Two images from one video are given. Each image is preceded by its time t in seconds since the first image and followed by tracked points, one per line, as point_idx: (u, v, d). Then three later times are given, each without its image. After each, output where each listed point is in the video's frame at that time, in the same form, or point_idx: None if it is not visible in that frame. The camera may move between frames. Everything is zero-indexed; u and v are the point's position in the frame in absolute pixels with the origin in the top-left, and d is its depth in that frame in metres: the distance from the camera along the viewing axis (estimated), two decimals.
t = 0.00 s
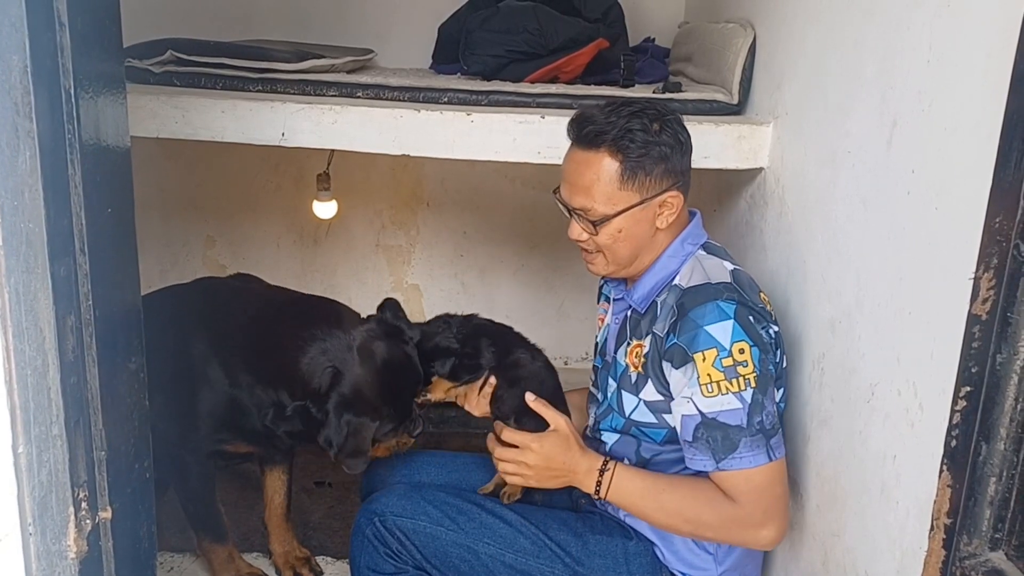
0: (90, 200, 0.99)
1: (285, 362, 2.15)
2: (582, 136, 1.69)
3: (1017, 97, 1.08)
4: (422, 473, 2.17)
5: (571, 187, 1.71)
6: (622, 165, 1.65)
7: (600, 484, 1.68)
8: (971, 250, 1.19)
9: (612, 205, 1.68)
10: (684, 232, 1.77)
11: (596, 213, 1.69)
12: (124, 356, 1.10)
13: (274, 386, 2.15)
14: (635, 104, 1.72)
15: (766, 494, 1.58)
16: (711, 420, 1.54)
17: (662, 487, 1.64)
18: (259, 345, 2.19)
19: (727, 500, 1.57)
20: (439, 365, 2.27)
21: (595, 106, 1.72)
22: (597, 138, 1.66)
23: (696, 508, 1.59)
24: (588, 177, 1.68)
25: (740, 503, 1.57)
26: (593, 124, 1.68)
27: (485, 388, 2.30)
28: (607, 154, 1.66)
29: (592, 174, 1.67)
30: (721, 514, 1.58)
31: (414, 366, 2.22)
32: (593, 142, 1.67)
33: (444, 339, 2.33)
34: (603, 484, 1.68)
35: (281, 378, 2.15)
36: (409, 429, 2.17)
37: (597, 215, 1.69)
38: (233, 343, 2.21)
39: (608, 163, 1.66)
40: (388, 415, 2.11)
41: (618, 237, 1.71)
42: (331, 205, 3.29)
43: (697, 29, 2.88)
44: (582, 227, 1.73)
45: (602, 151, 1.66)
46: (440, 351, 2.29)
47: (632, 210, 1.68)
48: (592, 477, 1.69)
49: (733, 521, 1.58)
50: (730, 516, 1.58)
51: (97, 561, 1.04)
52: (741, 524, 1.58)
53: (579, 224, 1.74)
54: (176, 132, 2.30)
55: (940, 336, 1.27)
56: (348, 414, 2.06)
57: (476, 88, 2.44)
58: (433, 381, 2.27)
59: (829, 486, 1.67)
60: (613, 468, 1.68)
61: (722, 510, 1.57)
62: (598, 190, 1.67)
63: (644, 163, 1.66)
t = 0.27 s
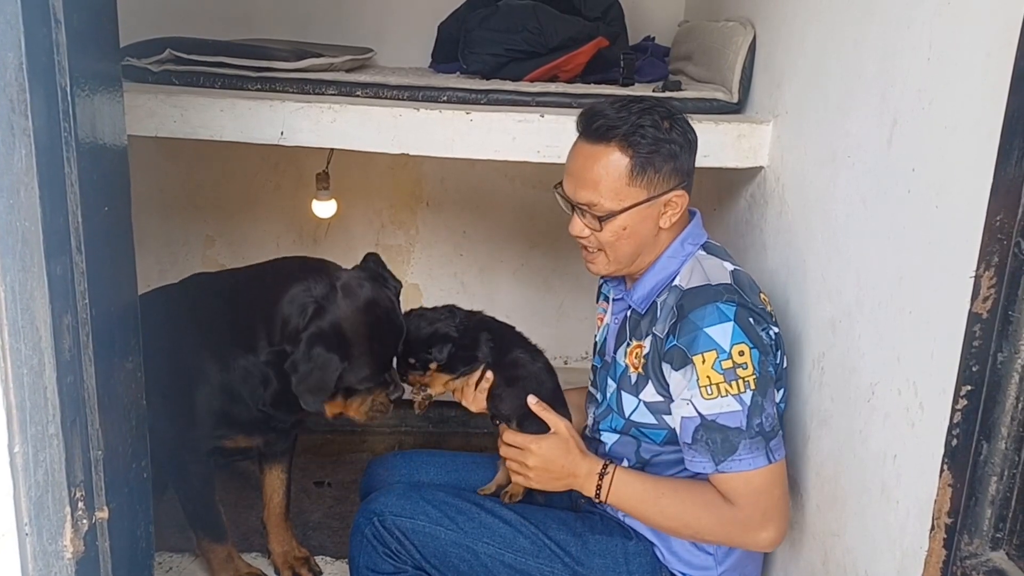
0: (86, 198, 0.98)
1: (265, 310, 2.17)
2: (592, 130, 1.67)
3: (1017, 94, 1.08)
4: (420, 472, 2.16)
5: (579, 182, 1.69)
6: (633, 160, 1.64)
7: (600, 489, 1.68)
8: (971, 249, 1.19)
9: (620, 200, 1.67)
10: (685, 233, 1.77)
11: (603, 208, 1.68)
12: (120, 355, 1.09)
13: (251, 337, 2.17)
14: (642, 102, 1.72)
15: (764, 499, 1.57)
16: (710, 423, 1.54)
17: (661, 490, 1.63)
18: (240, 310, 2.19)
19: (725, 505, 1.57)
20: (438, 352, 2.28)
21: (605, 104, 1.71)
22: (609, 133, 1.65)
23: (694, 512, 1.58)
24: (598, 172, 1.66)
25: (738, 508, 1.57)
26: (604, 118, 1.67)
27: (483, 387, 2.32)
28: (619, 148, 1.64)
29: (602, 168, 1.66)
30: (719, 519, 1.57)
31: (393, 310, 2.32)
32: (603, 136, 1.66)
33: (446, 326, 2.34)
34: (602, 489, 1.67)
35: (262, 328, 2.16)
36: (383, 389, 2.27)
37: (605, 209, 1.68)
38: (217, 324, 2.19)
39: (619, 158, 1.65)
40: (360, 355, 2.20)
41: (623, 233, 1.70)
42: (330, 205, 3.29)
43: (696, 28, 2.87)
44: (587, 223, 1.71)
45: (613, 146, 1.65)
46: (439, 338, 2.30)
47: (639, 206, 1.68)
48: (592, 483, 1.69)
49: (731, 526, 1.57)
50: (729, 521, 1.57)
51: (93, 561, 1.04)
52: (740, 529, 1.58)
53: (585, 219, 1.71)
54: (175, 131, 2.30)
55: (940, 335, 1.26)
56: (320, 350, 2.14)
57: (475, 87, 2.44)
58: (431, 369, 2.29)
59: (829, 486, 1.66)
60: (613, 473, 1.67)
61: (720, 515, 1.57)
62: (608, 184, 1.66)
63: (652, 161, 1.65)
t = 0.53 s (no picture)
0: (84, 199, 0.98)
1: (267, 304, 2.18)
2: (618, 104, 1.72)
3: (1018, 94, 1.07)
4: (421, 472, 2.15)
5: (611, 152, 1.68)
6: (656, 122, 1.70)
7: (599, 497, 1.68)
8: (971, 250, 1.19)
9: (658, 162, 1.68)
10: (684, 234, 1.77)
11: (642, 171, 1.67)
12: (119, 356, 1.09)
13: (255, 331, 2.18)
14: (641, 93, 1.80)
15: (765, 504, 1.57)
16: (717, 426, 1.53)
17: (663, 494, 1.63)
18: (239, 307, 2.20)
19: (726, 509, 1.57)
20: (434, 359, 2.33)
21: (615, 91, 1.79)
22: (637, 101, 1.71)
23: (695, 517, 1.58)
24: (636, 136, 1.67)
25: (739, 512, 1.56)
26: (626, 95, 1.73)
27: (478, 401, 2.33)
28: (640, 113, 1.70)
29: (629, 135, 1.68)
30: (720, 523, 1.57)
31: (394, 290, 2.36)
32: (634, 105, 1.71)
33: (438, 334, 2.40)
34: (601, 498, 1.68)
35: (264, 322, 2.18)
36: (401, 367, 2.34)
37: (644, 173, 1.67)
38: (214, 323, 2.19)
39: (653, 123, 1.69)
40: (368, 335, 2.21)
41: (659, 200, 1.69)
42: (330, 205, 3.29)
43: (696, 29, 2.87)
44: (621, 193, 1.68)
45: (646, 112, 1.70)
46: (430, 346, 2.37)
47: (673, 171, 1.70)
48: (591, 490, 1.70)
49: (732, 530, 1.57)
50: (730, 526, 1.57)
51: (92, 562, 1.03)
52: (741, 534, 1.57)
53: (617, 191, 1.68)
54: (174, 131, 2.30)
55: (939, 335, 1.26)
56: (337, 328, 2.12)
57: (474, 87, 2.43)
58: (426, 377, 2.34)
59: (829, 486, 1.66)
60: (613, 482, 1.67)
61: (721, 520, 1.57)
62: (648, 146, 1.67)
63: (677, 130, 1.72)
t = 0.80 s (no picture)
0: (84, 198, 0.98)
1: (286, 318, 2.20)
2: (622, 98, 1.73)
3: (1018, 94, 1.07)
4: (420, 472, 2.15)
5: (615, 142, 1.69)
6: (660, 114, 1.71)
7: (596, 496, 1.68)
8: (971, 250, 1.19)
9: (661, 153, 1.68)
10: (686, 235, 1.77)
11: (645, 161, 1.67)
12: (119, 356, 1.09)
13: (272, 344, 2.20)
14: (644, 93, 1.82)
15: (763, 507, 1.57)
16: (716, 430, 1.53)
17: (661, 497, 1.63)
18: (251, 318, 2.22)
19: (723, 513, 1.57)
20: (423, 367, 2.31)
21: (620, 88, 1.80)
22: (640, 95, 1.72)
23: (692, 520, 1.59)
24: (639, 127, 1.69)
25: (736, 517, 1.56)
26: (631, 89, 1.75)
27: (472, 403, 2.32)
28: (644, 105, 1.71)
29: (635, 124, 1.69)
30: (717, 527, 1.57)
31: (406, 306, 2.36)
32: (638, 98, 1.72)
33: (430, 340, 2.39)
34: (598, 497, 1.68)
35: (284, 338, 2.19)
36: (415, 384, 2.31)
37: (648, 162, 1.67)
38: (221, 329, 2.21)
39: (656, 115, 1.70)
40: (390, 351, 2.20)
41: (662, 191, 1.69)
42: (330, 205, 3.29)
43: (696, 28, 2.87)
44: (625, 182, 1.68)
45: (649, 106, 1.71)
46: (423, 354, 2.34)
47: (676, 164, 1.70)
48: (588, 490, 1.70)
49: (729, 534, 1.57)
50: (727, 529, 1.57)
51: (92, 561, 1.03)
52: (738, 538, 1.57)
53: (621, 180, 1.68)
54: (175, 131, 2.30)
55: (939, 335, 1.26)
56: (357, 342, 2.10)
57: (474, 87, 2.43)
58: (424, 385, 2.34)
59: (829, 486, 1.66)
60: (610, 482, 1.67)
61: (719, 523, 1.57)
62: (651, 136, 1.68)
63: (680, 125, 1.73)
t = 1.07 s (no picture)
0: (83, 198, 0.98)
1: (297, 316, 2.19)
2: (590, 115, 1.73)
3: (1017, 93, 1.07)
4: (421, 472, 2.15)
5: (576, 166, 1.72)
6: (619, 134, 1.68)
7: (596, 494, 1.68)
8: (970, 249, 1.19)
9: (617, 178, 1.68)
10: (687, 237, 1.76)
11: (598, 188, 1.69)
12: (118, 355, 1.09)
13: (283, 341, 2.19)
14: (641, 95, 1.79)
15: (762, 508, 1.56)
16: (717, 432, 1.53)
17: (661, 498, 1.63)
18: (259, 316, 2.21)
19: (722, 514, 1.57)
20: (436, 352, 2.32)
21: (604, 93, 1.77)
22: (604, 112, 1.71)
23: (690, 521, 1.59)
24: (596, 152, 1.70)
25: (735, 518, 1.56)
26: (602, 103, 1.73)
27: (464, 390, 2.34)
28: (604, 126, 1.70)
29: (592, 147, 1.71)
30: (716, 527, 1.57)
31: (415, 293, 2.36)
32: (602, 115, 1.71)
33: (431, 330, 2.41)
34: (598, 495, 1.68)
35: (296, 335, 2.19)
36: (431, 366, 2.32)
37: (602, 190, 1.69)
38: (229, 326, 2.21)
39: (615, 136, 1.69)
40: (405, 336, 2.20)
41: (621, 215, 1.70)
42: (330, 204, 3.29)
43: (696, 28, 2.88)
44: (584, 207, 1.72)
45: (610, 125, 1.70)
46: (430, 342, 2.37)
47: (636, 185, 1.68)
48: (588, 488, 1.69)
49: (728, 535, 1.57)
50: (725, 530, 1.57)
51: (92, 561, 1.03)
52: (736, 540, 1.57)
53: (582, 204, 1.73)
54: (174, 130, 2.30)
55: (938, 334, 1.26)
56: (373, 329, 2.12)
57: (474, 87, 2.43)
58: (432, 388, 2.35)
59: (828, 486, 1.66)
60: (611, 481, 1.67)
61: (717, 524, 1.57)
62: (604, 162, 1.69)
63: (648, 139, 1.69)
